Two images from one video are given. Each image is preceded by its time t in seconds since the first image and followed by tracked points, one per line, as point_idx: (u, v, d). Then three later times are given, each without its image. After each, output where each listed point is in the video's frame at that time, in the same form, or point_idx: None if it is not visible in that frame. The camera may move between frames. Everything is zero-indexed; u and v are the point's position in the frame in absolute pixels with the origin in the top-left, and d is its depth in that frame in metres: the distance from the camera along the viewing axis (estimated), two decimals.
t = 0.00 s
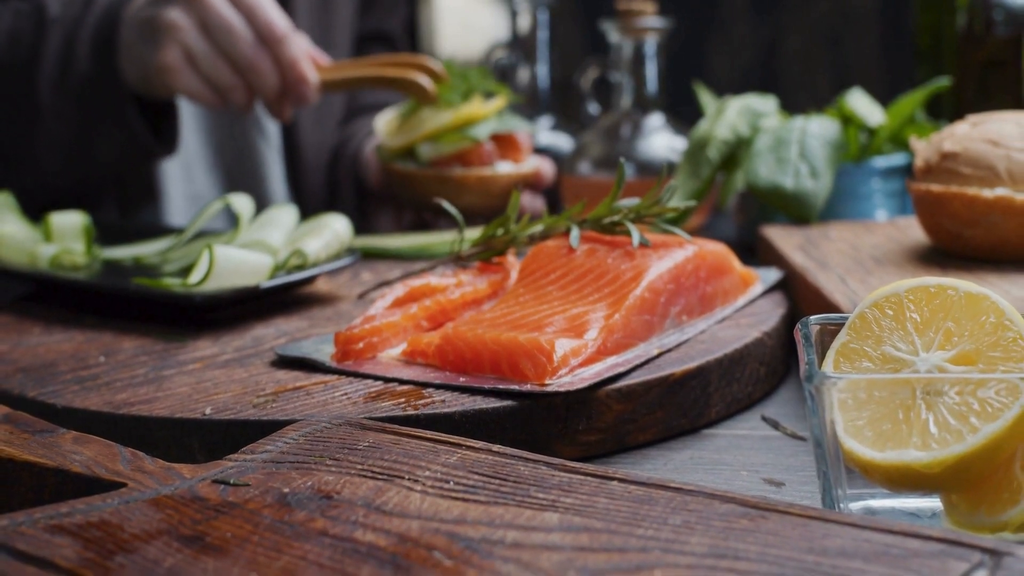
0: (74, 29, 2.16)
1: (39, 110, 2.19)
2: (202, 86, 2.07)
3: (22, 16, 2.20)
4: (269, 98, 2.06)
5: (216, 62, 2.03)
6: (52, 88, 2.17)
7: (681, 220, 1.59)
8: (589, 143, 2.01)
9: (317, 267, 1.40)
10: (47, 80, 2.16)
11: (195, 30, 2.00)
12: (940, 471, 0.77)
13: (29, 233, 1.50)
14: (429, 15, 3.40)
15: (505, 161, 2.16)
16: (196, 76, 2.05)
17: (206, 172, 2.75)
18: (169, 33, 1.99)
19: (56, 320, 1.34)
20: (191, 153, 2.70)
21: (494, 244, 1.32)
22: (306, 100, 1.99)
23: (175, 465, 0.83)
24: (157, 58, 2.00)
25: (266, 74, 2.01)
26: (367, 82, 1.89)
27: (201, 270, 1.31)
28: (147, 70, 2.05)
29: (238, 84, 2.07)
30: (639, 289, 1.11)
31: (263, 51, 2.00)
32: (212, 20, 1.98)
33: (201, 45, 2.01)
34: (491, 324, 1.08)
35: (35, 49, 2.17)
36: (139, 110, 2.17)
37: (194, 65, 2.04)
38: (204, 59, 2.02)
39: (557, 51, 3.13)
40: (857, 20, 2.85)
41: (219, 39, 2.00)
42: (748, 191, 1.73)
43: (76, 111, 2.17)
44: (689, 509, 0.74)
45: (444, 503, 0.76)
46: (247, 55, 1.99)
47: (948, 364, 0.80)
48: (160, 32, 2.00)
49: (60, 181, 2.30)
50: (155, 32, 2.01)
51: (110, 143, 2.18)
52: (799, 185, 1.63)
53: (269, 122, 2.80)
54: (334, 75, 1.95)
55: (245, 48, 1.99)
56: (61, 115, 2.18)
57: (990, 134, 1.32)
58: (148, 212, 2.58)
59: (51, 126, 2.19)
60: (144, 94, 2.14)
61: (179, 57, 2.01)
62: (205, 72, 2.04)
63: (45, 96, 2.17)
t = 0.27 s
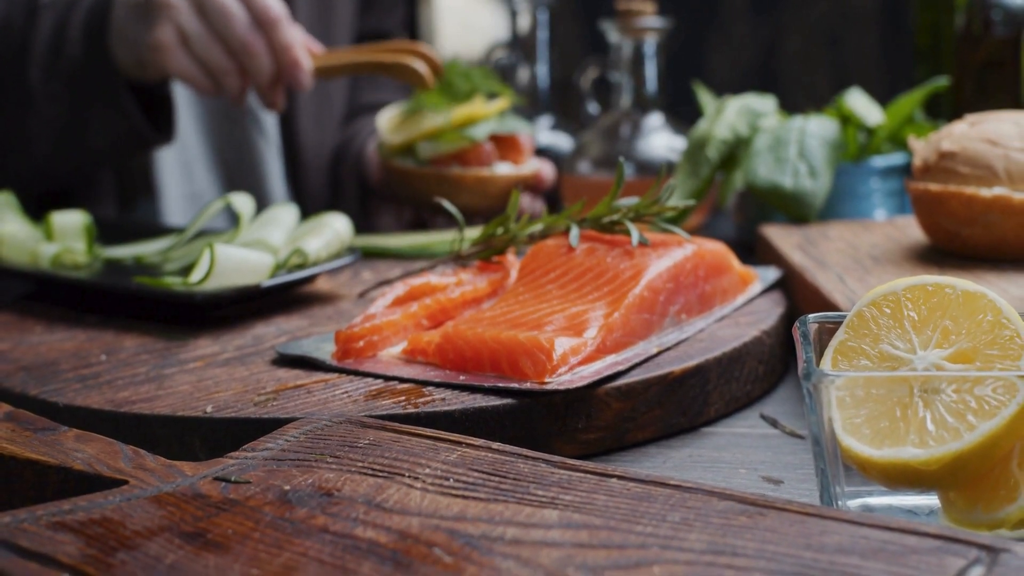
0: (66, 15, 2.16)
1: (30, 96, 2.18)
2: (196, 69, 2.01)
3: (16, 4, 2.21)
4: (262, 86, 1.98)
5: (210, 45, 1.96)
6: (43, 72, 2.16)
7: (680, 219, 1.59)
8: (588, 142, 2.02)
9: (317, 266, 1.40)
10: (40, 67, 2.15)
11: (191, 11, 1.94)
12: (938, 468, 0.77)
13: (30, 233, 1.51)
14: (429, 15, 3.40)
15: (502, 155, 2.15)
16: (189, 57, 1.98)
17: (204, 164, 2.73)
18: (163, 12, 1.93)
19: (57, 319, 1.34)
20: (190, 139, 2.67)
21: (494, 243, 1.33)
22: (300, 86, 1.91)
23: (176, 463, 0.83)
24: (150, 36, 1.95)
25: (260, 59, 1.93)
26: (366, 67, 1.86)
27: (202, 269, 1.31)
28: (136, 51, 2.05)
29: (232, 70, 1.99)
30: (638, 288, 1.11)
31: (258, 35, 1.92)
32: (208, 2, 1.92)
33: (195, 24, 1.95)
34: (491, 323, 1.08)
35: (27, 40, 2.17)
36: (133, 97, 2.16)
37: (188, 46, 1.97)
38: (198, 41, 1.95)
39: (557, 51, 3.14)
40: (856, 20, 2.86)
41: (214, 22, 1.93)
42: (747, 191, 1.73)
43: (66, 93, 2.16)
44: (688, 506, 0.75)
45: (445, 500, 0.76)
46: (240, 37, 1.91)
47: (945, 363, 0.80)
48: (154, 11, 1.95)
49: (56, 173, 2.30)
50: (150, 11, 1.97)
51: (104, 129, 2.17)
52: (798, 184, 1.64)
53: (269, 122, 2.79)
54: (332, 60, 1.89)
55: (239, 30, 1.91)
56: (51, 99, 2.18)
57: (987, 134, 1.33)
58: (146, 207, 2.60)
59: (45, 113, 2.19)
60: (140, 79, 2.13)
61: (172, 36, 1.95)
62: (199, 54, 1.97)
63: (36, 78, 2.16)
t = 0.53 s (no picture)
0: None
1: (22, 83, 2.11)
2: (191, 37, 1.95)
3: None
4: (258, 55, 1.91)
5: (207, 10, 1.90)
6: (35, 56, 2.10)
7: (679, 218, 1.60)
8: (588, 142, 2.02)
9: (318, 265, 1.41)
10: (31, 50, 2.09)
11: None
12: (935, 465, 0.78)
13: (32, 232, 1.51)
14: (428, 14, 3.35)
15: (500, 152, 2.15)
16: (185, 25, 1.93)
17: (203, 162, 2.73)
18: None
19: (59, 317, 1.35)
20: (188, 136, 2.67)
21: (493, 242, 1.34)
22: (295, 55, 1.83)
23: (178, 460, 0.84)
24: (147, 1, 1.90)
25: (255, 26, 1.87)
26: (368, 29, 1.77)
27: (203, 267, 1.32)
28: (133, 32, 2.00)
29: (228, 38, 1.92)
30: (638, 287, 1.12)
31: None
32: None
33: None
34: (491, 321, 1.09)
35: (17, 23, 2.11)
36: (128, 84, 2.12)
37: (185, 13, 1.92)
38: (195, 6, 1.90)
39: (557, 51, 3.14)
40: (856, 20, 2.86)
41: None
42: (746, 190, 1.74)
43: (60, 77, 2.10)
44: (686, 503, 0.75)
45: (445, 496, 0.76)
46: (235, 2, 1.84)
47: (942, 360, 0.81)
48: None
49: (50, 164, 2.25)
50: None
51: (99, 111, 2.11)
52: (796, 183, 1.64)
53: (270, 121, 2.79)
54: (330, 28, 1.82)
55: None
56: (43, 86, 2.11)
57: (985, 133, 1.33)
58: (142, 200, 2.56)
59: (34, 96, 2.12)
60: (136, 62, 2.09)
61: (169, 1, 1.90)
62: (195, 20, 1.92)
63: (27, 62, 2.10)
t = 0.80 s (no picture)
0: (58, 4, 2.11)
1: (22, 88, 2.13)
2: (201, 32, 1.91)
3: None
4: (271, 49, 1.88)
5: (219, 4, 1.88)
6: (38, 62, 2.10)
7: (678, 218, 1.60)
8: (587, 141, 2.03)
9: (319, 264, 1.42)
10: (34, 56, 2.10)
11: None
12: (932, 462, 0.78)
13: (34, 231, 1.52)
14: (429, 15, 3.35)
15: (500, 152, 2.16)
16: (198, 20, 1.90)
17: (205, 160, 2.73)
18: None
19: (60, 316, 1.35)
20: (190, 134, 2.67)
21: (493, 241, 1.34)
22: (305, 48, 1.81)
23: (180, 456, 0.84)
24: None
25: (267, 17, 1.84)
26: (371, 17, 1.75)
27: (204, 266, 1.33)
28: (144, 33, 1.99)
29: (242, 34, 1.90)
30: (637, 286, 1.12)
31: None
32: None
33: None
34: (491, 320, 1.09)
35: (18, 28, 2.12)
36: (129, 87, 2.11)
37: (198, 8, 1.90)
38: None
39: (557, 51, 3.15)
40: (855, 20, 2.87)
41: None
42: (745, 189, 1.74)
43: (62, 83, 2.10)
44: (684, 499, 0.76)
45: (445, 493, 0.77)
46: None
47: (939, 358, 0.81)
48: None
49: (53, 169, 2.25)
50: None
51: (100, 113, 2.11)
52: (795, 182, 1.65)
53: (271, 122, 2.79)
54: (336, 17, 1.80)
55: None
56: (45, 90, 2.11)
57: (983, 133, 1.34)
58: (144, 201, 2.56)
59: (36, 100, 2.13)
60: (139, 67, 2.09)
61: None
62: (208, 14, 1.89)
63: (30, 68, 2.10)
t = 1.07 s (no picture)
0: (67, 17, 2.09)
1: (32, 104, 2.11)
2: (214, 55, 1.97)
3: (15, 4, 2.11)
4: (279, 76, 1.99)
5: (232, 27, 1.94)
6: (48, 77, 2.08)
7: (678, 217, 1.60)
8: (587, 141, 2.03)
9: (319, 263, 1.42)
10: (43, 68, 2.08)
11: None
12: (929, 460, 0.79)
13: (36, 230, 1.53)
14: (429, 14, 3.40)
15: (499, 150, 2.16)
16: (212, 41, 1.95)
17: (207, 162, 2.73)
18: None
19: (62, 315, 1.36)
20: (192, 135, 2.67)
21: (493, 240, 1.35)
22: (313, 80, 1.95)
23: (181, 454, 0.85)
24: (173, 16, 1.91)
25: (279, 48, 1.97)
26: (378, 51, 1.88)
27: (205, 266, 1.33)
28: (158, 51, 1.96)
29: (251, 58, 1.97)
30: (636, 284, 1.13)
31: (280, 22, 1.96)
32: None
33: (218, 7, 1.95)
34: (490, 318, 1.10)
35: (27, 40, 2.09)
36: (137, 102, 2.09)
37: (212, 29, 1.95)
38: (222, 22, 1.94)
39: (557, 50, 3.15)
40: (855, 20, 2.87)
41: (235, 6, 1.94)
42: (745, 189, 1.75)
43: (71, 98, 2.08)
44: (683, 496, 0.76)
45: (445, 490, 0.77)
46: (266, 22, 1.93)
47: (937, 356, 0.82)
48: None
49: (61, 180, 2.26)
50: None
51: (108, 128, 2.08)
52: (794, 182, 1.66)
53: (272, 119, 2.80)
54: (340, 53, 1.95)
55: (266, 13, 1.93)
56: (56, 106, 2.10)
57: (981, 132, 1.34)
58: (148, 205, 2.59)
59: (46, 117, 2.12)
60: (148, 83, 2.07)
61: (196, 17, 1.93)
62: (220, 36, 1.95)
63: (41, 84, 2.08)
